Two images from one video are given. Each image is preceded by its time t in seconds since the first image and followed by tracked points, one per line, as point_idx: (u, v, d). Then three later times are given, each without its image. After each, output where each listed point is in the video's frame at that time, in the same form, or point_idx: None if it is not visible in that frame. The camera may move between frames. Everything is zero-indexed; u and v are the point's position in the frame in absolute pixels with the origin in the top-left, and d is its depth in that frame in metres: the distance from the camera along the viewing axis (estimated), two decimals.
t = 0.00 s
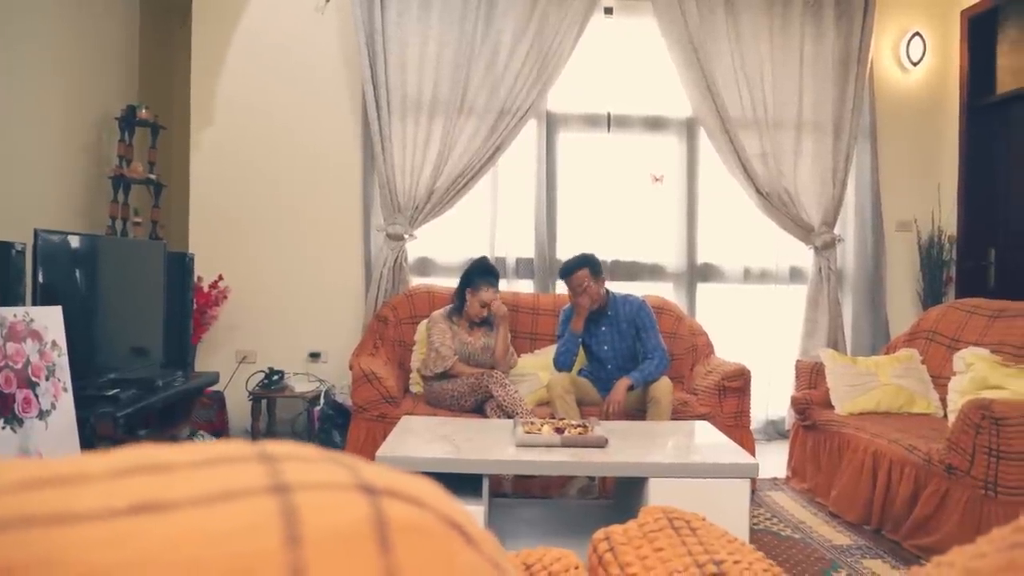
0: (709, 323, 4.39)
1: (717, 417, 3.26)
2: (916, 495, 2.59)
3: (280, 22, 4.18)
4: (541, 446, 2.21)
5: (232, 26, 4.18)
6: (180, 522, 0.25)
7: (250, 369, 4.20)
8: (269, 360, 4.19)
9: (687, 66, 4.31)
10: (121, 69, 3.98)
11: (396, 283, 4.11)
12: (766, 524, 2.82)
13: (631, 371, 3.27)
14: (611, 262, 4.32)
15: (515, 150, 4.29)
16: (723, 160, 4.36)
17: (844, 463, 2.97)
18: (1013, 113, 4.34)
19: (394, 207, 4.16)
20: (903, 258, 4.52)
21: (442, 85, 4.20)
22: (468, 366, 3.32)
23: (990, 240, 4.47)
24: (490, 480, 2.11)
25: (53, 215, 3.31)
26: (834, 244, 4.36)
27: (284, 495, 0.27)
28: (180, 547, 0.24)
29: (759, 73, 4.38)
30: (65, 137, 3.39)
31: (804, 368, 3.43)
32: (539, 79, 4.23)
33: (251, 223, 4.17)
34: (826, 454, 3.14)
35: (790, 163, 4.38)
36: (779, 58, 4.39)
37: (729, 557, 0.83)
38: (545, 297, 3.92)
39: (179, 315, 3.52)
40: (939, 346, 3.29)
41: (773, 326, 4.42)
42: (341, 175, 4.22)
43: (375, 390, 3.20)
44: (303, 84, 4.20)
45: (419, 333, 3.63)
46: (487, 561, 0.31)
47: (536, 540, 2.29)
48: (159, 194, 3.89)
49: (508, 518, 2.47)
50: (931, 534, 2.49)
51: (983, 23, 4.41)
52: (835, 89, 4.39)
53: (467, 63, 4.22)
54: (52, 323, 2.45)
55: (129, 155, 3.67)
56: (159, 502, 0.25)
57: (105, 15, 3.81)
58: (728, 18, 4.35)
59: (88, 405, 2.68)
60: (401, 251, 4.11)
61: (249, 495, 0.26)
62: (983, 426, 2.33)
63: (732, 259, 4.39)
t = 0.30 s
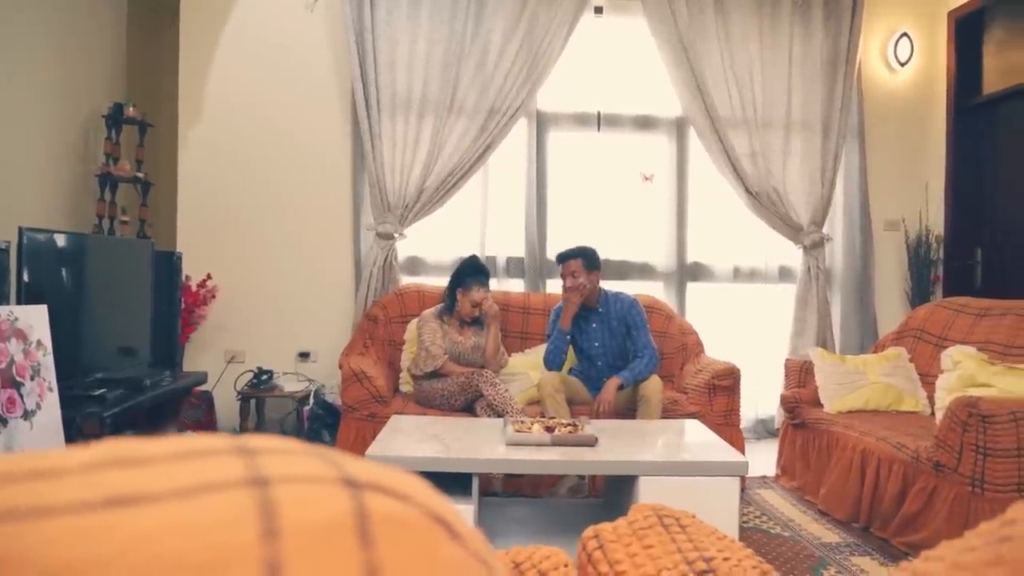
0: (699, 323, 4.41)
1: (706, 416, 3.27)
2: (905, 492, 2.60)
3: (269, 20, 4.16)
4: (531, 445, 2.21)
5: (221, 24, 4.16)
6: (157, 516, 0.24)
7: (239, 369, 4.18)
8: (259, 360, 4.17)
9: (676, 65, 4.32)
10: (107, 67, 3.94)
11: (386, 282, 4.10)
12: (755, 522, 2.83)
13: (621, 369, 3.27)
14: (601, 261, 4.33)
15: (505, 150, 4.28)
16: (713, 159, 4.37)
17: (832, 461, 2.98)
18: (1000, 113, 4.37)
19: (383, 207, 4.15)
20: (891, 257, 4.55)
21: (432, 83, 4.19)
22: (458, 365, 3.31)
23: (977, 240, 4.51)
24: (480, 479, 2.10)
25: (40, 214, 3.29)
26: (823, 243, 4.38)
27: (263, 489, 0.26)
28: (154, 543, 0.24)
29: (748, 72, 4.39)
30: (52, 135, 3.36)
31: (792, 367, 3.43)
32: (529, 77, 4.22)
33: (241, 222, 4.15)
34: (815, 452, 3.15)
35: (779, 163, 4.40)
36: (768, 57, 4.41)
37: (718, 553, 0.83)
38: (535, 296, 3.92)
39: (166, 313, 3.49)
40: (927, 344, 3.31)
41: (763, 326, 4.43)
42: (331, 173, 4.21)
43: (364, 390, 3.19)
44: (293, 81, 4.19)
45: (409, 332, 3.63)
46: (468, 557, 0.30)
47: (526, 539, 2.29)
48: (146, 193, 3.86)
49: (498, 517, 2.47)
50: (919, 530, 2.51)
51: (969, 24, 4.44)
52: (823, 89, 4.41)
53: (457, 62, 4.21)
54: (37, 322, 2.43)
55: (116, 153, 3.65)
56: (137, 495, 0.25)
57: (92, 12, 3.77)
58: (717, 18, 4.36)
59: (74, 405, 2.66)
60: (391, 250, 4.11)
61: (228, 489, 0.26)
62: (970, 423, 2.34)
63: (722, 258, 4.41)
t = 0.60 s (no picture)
0: (687, 322, 4.42)
1: (694, 415, 3.28)
2: (890, 489, 2.62)
3: (255, 18, 4.14)
4: (518, 445, 2.21)
5: (207, 21, 4.13)
6: (109, 518, 0.24)
7: (225, 369, 4.16)
8: (245, 359, 4.15)
9: (664, 65, 4.33)
10: (92, 65, 3.91)
11: (373, 282, 4.08)
12: (742, 520, 2.84)
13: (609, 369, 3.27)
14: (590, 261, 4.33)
15: (493, 149, 4.28)
16: (700, 159, 4.38)
17: (819, 459, 3.00)
18: (984, 114, 4.40)
19: (371, 206, 4.13)
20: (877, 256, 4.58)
21: (420, 82, 4.18)
22: (446, 365, 3.31)
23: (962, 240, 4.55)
24: (467, 479, 2.10)
25: (24, 212, 3.27)
26: (809, 243, 4.40)
27: (222, 487, 0.25)
28: (102, 548, 0.23)
29: (735, 73, 4.41)
30: (35, 133, 3.33)
31: (779, 366, 3.45)
32: (518, 77, 4.22)
33: (227, 221, 4.13)
34: (801, 451, 3.16)
35: (766, 163, 4.42)
36: (755, 58, 4.43)
37: (701, 552, 0.83)
38: (523, 296, 3.92)
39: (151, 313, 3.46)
40: (912, 343, 3.33)
41: (750, 325, 4.45)
42: (319, 172, 4.19)
43: (352, 389, 3.17)
44: (280, 79, 4.16)
45: (397, 332, 3.62)
46: (437, 556, 0.29)
47: (513, 539, 2.28)
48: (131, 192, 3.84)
49: (485, 517, 2.46)
50: (904, 528, 2.53)
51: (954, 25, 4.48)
52: (810, 89, 4.44)
53: (445, 61, 4.20)
54: (19, 321, 2.42)
55: (100, 152, 3.61)
56: (92, 494, 0.24)
57: (76, 9, 3.74)
58: (705, 19, 4.37)
59: (57, 406, 2.63)
60: (379, 249, 4.09)
61: (186, 487, 0.25)
62: (954, 422, 2.36)
63: (709, 258, 4.42)
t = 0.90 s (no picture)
0: (674, 322, 4.43)
1: (680, 414, 3.29)
2: (874, 487, 2.64)
3: (241, 15, 4.11)
4: (504, 444, 2.20)
5: (192, 19, 4.10)
6: (57, 514, 0.23)
7: (211, 369, 4.13)
8: (231, 360, 4.13)
9: (652, 65, 4.34)
10: (75, 62, 3.87)
11: (360, 281, 4.07)
12: (728, 518, 2.85)
13: (595, 368, 3.28)
14: (577, 261, 4.34)
15: (481, 148, 4.27)
16: (688, 159, 4.39)
17: (804, 458, 3.01)
18: (967, 115, 4.44)
19: (358, 205, 4.12)
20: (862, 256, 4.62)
21: (407, 80, 4.17)
22: (433, 364, 3.29)
23: (946, 240, 4.59)
24: (452, 478, 2.09)
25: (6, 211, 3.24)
26: (795, 242, 4.43)
27: (177, 482, 0.25)
28: (48, 545, 0.22)
29: (722, 73, 4.43)
30: (18, 131, 3.30)
31: (765, 364, 3.46)
32: (505, 75, 4.21)
33: (213, 220, 4.11)
34: (787, 449, 3.18)
35: (753, 163, 4.43)
36: (742, 58, 4.44)
37: (683, 549, 0.83)
38: (511, 295, 3.92)
39: (135, 313, 3.44)
40: (896, 342, 3.35)
41: (736, 325, 4.48)
42: (306, 171, 4.18)
43: (338, 389, 3.16)
44: (266, 78, 4.14)
45: (384, 331, 3.61)
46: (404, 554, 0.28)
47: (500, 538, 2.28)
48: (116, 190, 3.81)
49: (472, 517, 2.46)
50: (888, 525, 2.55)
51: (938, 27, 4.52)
52: (796, 90, 4.46)
53: (432, 60, 4.19)
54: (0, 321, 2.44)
55: (84, 150, 3.56)
56: (42, 490, 0.24)
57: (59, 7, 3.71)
58: (692, 19, 4.38)
59: (38, 406, 2.60)
60: (366, 249, 4.08)
61: (140, 482, 0.25)
62: (936, 419, 2.38)
63: (697, 258, 4.44)
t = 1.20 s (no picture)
0: (662, 322, 4.45)
1: (668, 413, 3.29)
2: (860, 485, 2.65)
3: (228, 13, 4.09)
4: (491, 443, 2.20)
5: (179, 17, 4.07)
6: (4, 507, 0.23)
7: (198, 369, 4.11)
8: (219, 359, 4.11)
9: (640, 65, 4.34)
10: (60, 60, 3.84)
11: (349, 281, 4.06)
12: (715, 517, 2.86)
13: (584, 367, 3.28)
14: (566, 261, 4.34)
15: (470, 147, 4.27)
16: (676, 158, 4.40)
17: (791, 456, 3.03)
18: (953, 115, 4.47)
19: (347, 203, 4.11)
20: (849, 256, 4.65)
21: (396, 79, 4.16)
22: (422, 364, 3.28)
23: (932, 239, 4.62)
24: (439, 477, 2.09)
25: None
26: (783, 242, 4.44)
27: (126, 474, 0.25)
28: None
29: (710, 73, 4.44)
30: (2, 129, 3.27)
31: (753, 363, 3.48)
32: (494, 75, 4.21)
33: (201, 219, 4.09)
34: (774, 448, 3.20)
35: (741, 163, 4.45)
36: (730, 58, 4.46)
37: (665, 546, 0.83)
38: (500, 295, 3.92)
39: (121, 312, 3.41)
40: (883, 341, 3.37)
41: (724, 324, 4.49)
42: (294, 170, 4.16)
43: (326, 389, 3.15)
44: (253, 76, 4.12)
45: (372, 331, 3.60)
46: (362, 547, 0.29)
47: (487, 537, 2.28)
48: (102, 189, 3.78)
49: (460, 516, 2.45)
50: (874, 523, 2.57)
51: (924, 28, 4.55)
52: (784, 90, 4.48)
53: (421, 59, 4.19)
54: None
55: (69, 148, 3.53)
56: None
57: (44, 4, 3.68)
58: (680, 19, 4.39)
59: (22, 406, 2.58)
60: (354, 248, 4.07)
61: (86, 474, 0.25)
62: (921, 417, 2.40)
63: (685, 257, 4.45)
